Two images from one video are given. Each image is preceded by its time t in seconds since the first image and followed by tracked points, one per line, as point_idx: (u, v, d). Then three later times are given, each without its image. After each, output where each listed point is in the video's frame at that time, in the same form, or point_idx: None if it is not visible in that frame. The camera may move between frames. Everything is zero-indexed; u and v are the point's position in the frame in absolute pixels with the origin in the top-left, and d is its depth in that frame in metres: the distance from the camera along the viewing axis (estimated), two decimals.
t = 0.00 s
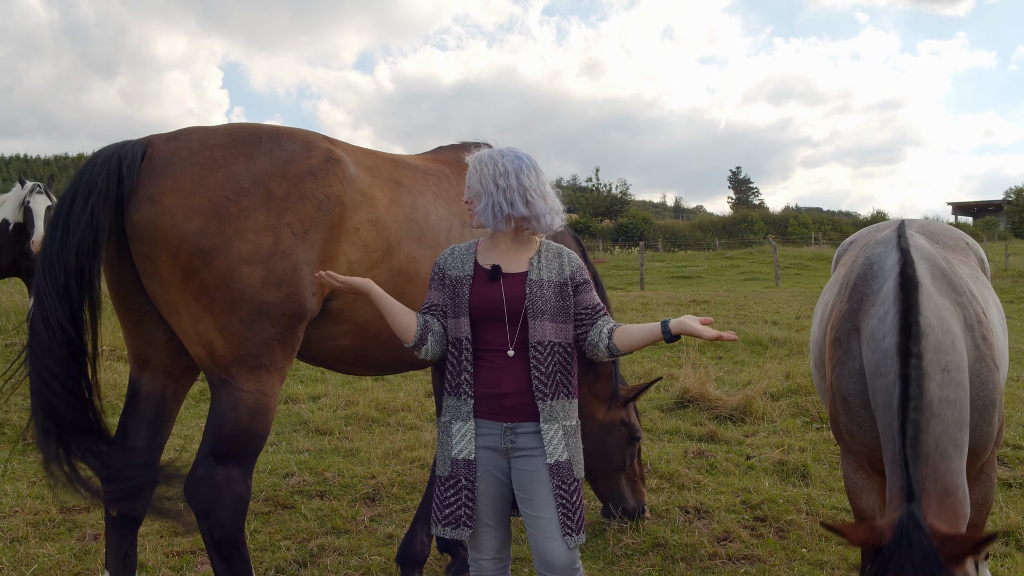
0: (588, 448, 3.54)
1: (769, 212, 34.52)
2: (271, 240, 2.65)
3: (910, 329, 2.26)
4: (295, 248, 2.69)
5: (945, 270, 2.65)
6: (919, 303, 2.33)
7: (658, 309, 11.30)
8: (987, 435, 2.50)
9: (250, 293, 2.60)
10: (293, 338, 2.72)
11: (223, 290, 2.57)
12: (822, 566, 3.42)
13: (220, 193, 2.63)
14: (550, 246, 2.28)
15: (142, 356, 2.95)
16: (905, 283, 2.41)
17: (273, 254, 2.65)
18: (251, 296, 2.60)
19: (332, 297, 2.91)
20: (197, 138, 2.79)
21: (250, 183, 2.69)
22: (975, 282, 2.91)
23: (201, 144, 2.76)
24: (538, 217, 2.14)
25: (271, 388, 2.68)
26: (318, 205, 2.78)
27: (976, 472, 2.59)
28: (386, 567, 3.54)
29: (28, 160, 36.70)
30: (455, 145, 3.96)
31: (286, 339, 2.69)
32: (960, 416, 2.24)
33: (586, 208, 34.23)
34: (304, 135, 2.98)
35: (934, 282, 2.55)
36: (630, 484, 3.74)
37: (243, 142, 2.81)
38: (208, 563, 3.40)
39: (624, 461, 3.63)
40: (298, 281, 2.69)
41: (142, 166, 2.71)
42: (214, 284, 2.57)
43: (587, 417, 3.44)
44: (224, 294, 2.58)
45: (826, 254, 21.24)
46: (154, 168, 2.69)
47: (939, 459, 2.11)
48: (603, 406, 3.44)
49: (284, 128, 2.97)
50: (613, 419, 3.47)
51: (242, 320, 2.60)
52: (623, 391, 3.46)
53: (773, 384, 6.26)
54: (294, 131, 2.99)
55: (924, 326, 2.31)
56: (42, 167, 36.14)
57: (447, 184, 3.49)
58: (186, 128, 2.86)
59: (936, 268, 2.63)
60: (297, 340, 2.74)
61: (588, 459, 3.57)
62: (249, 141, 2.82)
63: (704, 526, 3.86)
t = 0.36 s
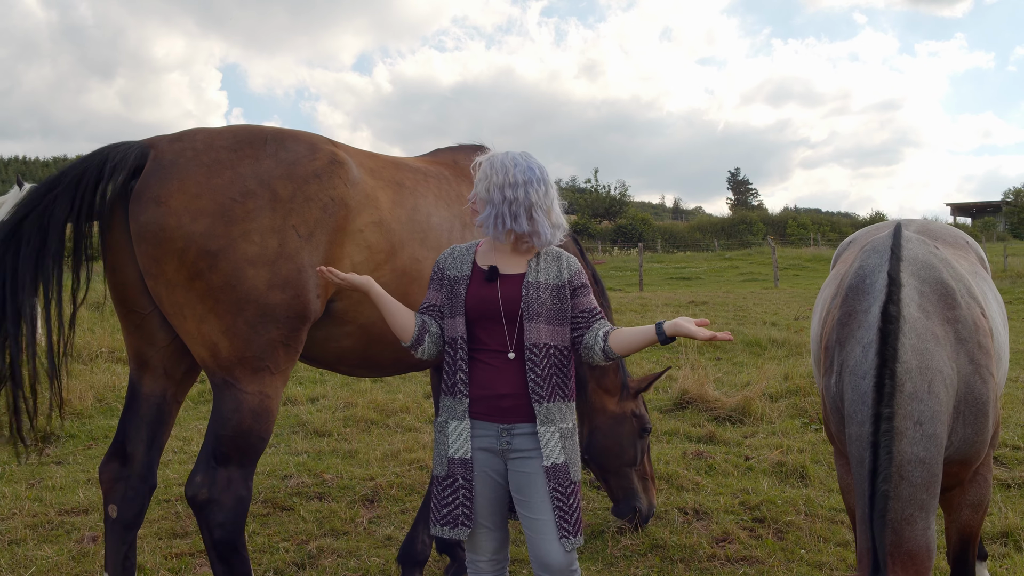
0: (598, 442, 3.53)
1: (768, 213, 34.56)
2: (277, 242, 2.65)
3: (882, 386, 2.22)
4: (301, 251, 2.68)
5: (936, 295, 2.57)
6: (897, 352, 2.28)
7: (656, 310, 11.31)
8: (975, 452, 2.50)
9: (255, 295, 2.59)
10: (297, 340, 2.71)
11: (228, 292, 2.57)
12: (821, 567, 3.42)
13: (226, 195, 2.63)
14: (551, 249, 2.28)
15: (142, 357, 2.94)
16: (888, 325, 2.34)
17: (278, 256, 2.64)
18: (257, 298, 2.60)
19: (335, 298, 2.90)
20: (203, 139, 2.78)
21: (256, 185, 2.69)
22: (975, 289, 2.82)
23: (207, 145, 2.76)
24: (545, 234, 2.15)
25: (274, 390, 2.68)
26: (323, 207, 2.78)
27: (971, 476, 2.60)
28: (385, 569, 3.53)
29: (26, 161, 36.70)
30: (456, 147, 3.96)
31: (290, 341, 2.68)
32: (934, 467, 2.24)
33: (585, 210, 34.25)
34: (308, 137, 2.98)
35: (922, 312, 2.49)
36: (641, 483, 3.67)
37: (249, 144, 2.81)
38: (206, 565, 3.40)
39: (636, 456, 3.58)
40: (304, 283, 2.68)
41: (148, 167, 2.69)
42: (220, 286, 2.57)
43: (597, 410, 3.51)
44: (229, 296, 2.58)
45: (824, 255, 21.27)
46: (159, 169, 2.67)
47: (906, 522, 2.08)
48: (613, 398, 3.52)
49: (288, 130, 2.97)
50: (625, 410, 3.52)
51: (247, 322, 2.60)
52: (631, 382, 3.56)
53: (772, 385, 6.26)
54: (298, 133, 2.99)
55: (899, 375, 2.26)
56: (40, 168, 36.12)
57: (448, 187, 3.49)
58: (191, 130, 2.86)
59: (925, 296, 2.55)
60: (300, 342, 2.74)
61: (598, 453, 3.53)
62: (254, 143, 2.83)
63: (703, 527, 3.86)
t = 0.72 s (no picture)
0: (596, 449, 3.51)
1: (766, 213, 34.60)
2: (278, 243, 2.65)
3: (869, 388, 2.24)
4: (302, 251, 2.69)
5: (932, 299, 2.58)
6: (886, 355, 2.30)
7: (655, 310, 11.32)
8: (967, 454, 2.51)
9: (256, 295, 2.59)
10: (297, 340, 2.71)
11: (229, 292, 2.57)
12: (819, 567, 3.42)
13: (227, 195, 2.63)
14: (548, 249, 2.28)
15: (142, 357, 2.93)
16: (880, 328, 2.35)
17: (280, 256, 2.64)
18: (258, 298, 2.60)
19: (335, 297, 2.90)
20: (203, 140, 2.78)
21: (257, 186, 2.69)
22: (977, 291, 2.81)
23: (207, 146, 2.75)
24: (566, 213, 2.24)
25: (275, 390, 2.67)
26: (324, 207, 2.78)
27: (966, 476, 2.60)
28: (383, 569, 3.53)
29: (24, 162, 36.66)
30: (455, 147, 3.96)
31: (291, 341, 2.68)
32: (919, 468, 2.25)
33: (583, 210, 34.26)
34: (308, 138, 2.98)
35: (916, 315, 2.50)
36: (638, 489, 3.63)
37: (249, 145, 2.81)
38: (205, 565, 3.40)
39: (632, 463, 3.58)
40: (304, 283, 2.68)
41: (147, 168, 2.68)
42: (221, 286, 2.56)
43: (595, 417, 3.50)
44: (231, 296, 2.57)
45: (822, 254, 21.29)
46: (160, 169, 2.66)
47: (886, 521, 2.11)
48: (611, 405, 3.51)
49: (288, 131, 2.97)
50: (623, 417, 3.51)
51: (248, 322, 2.59)
52: (630, 389, 3.56)
53: (770, 384, 6.27)
54: (298, 133, 2.99)
55: (888, 378, 2.28)
56: (37, 168, 36.06)
57: (447, 187, 3.49)
58: (192, 130, 2.85)
59: (920, 300, 2.56)
60: (301, 342, 2.73)
61: (596, 461, 3.52)
62: (254, 143, 2.82)
63: (701, 527, 3.87)
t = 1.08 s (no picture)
0: (592, 436, 3.58)
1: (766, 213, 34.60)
2: (273, 243, 2.65)
3: (870, 361, 2.26)
4: (296, 251, 2.69)
5: (934, 292, 2.61)
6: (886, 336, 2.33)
7: (655, 310, 11.32)
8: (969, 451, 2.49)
9: (251, 295, 2.59)
10: (293, 340, 2.71)
11: (224, 292, 2.57)
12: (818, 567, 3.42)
13: (221, 196, 2.63)
14: (542, 248, 2.29)
15: (141, 357, 2.94)
16: (881, 313, 2.39)
17: (274, 257, 2.64)
18: (253, 298, 2.59)
19: (333, 297, 2.90)
20: (198, 142, 2.79)
21: (251, 186, 2.69)
22: (982, 295, 2.83)
23: (202, 148, 2.76)
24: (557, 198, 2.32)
25: (271, 389, 2.67)
26: (319, 207, 2.78)
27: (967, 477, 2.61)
28: (382, 569, 3.53)
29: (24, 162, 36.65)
30: (454, 148, 3.96)
31: (287, 341, 2.68)
32: (918, 448, 2.24)
33: (583, 210, 34.26)
34: (304, 139, 2.99)
35: (918, 306, 2.53)
36: (629, 481, 3.72)
37: (244, 146, 2.81)
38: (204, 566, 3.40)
39: (626, 453, 3.64)
40: (299, 283, 2.68)
41: (144, 170, 2.69)
42: (216, 287, 2.56)
43: (594, 406, 3.54)
44: (226, 296, 2.57)
45: (822, 254, 21.29)
46: (155, 171, 2.67)
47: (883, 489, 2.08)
48: (611, 396, 3.56)
49: (284, 132, 2.97)
50: (622, 408, 3.56)
51: (243, 322, 2.59)
52: (631, 381, 3.61)
53: (769, 384, 6.28)
54: (293, 134, 2.99)
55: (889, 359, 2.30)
56: (37, 169, 36.06)
57: (445, 187, 3.49)
58: (187, 132, 2.86)
59: (923, 293, 2.60)
60: (297, 342, 2.73)
61: (591, 447, 3.59)
62: (249, 144, 2.83)
63: (700, 527, 3.86)
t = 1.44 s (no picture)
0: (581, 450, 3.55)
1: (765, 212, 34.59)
2: (273, 241, 2.65)
3: (880, 335, 2.27)
4: (296, 250, 2.69)
5: (944, 284, 2.63)
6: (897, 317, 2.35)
7: (655, 309, 11.31)
8: (976, 448, 2.48)
9: (252, 293, 2.59)
10: (293, 338, 2.71)
11: (225, 291, 2.57)
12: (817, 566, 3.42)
13: (221, 195, 2.63)
14: (542, 246, 2.29)
15: (142, 357, 2.94)
16: (892, 296, 2.41)
17: (274, 255, 2.64)
18: (253, 297, 2.59)
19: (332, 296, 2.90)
20: (197, 141, 2.78)
21: (251, 184, 2.69)
22: (992, 298, 2.84)
23: (201, 147, 2.75)
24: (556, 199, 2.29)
25: (271, 389, 2.67)
26: (318, 205, 2.78)
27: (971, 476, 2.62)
28: (382, 569, 3.53)
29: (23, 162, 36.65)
30: (454, 147, 3.96)
31: (287, 340, 2.68)
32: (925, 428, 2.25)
33: (583, 209, 34.26)
34: (303, 137, 2.99)
35: (927, 298, 2.55)
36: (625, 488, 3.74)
37: (243, 145, 2.81)
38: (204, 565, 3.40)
39: (617, 463, 3.63)
40: (299, 282, 2.68)
41: (144, 169, 2.69)
42: (216, 285, 2.56)
43: (581, 418, 3.46)
44: (226, 295, 2.57)
45: (822, 253, 21.28)
46: (155, 171, 2.67)
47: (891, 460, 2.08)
48: (597, 407, 3.47)
49: (283, 131, 2.97)
50: (608, 420, 3.49)
51: (244, 321, 2.59)
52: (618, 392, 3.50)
53: (769, 384, 6.28)
54: (293, 133, 2.99)
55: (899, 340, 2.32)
56: (37, 169, 36.06)
57: (445, 186, 3.49)
58: (187, 132, 2.86)
59: (932, 284, 2.62)
60: (297, 340, 2.73)
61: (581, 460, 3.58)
62: (248, 143, 2.83)
63: (700, 526, 3.86)
